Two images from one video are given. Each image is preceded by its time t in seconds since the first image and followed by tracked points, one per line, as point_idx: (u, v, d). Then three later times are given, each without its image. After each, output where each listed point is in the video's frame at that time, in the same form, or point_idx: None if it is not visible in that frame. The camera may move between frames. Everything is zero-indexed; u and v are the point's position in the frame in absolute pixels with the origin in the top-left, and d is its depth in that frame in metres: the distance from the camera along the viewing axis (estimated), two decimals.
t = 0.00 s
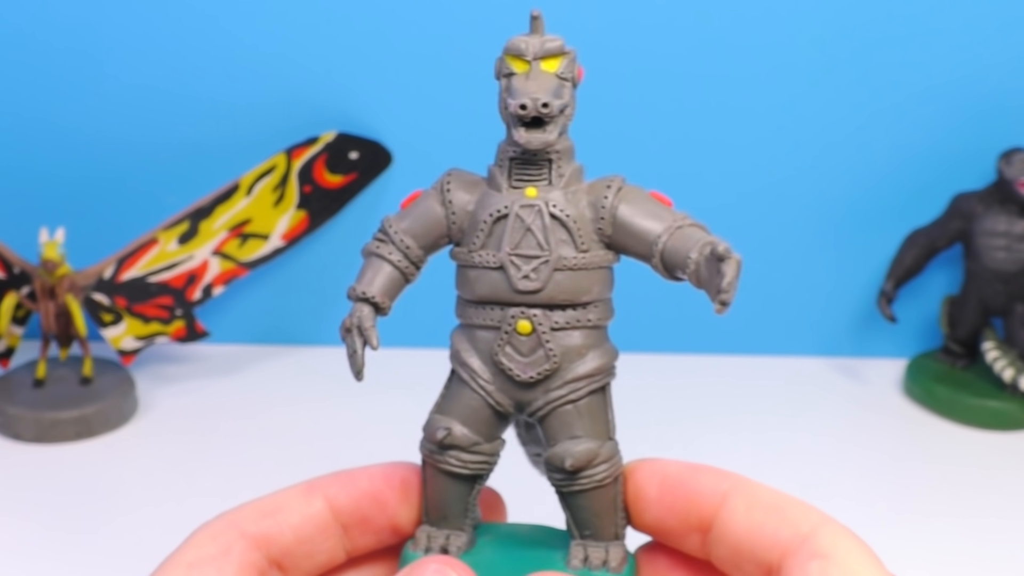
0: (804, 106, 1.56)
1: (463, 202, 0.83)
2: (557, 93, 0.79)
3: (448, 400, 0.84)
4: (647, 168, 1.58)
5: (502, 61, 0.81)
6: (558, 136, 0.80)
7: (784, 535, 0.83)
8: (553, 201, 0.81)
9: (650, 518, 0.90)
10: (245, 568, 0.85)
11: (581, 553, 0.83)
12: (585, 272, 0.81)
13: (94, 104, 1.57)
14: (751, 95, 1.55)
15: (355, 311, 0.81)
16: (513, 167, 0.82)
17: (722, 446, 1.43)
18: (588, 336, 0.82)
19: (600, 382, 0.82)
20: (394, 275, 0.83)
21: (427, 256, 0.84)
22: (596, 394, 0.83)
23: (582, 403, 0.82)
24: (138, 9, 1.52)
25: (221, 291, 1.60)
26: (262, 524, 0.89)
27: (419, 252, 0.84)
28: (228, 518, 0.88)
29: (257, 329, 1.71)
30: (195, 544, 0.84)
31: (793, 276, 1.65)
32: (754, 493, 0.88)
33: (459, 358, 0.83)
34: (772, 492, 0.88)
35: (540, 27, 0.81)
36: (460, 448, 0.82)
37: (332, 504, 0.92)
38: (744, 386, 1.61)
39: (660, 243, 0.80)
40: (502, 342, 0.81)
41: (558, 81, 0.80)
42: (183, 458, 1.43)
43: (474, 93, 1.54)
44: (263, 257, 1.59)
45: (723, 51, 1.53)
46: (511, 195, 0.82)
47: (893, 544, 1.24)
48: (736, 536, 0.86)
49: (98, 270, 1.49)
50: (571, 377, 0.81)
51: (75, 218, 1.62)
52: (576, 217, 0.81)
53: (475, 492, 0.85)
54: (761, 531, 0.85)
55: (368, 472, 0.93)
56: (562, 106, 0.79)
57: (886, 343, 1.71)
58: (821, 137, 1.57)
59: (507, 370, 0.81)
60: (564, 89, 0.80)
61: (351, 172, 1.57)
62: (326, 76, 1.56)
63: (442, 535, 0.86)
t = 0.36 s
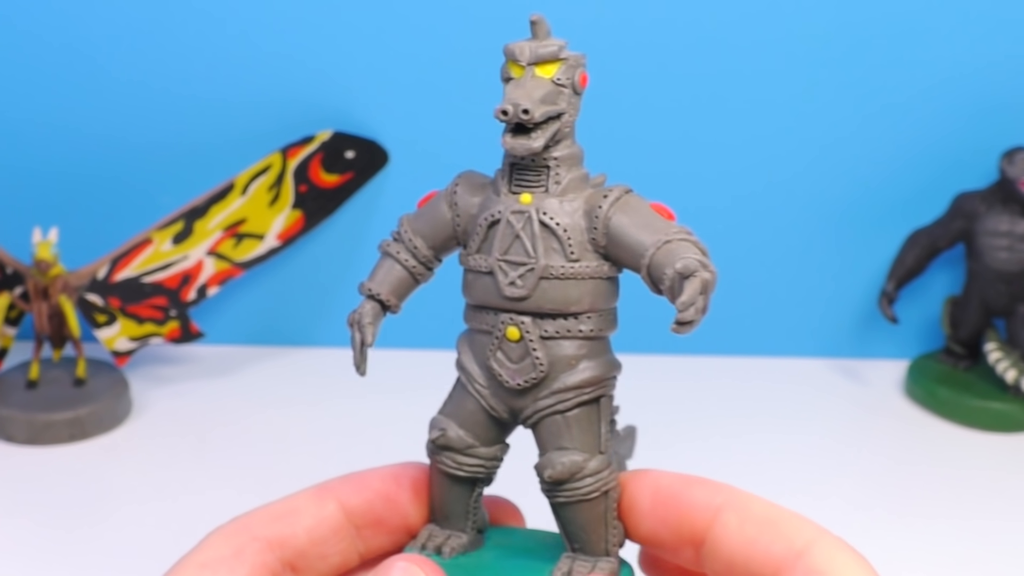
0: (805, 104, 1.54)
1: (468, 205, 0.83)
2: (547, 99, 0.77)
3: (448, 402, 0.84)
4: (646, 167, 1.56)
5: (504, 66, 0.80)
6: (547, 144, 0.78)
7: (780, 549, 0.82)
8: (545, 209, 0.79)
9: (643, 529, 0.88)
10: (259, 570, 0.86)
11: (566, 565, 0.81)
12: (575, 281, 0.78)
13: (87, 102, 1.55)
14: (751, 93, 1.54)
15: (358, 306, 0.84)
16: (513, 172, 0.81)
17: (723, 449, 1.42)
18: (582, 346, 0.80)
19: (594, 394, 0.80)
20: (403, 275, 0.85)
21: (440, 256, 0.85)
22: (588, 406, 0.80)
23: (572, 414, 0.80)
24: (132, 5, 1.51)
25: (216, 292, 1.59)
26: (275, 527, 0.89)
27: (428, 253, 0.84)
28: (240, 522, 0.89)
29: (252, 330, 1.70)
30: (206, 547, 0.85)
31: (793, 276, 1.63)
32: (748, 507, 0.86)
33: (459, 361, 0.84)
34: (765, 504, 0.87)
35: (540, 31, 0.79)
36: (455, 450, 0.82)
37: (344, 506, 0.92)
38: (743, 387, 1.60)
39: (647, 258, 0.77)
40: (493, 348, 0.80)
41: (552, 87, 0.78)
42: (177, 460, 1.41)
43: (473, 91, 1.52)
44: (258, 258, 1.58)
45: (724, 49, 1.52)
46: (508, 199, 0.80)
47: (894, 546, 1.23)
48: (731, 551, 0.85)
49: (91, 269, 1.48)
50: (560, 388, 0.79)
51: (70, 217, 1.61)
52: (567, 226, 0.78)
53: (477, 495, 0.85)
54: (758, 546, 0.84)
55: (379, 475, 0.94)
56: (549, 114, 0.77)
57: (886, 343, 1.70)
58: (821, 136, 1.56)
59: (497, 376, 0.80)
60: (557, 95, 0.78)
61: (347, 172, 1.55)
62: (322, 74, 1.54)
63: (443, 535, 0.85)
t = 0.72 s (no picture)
0: (806, 102, 1.53)
1: (462, 201, 0.84)
2: (518, 97, 0.76)
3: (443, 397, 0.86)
4: (646, 167, 1.55)
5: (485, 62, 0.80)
6: (513, 142, 0.77)
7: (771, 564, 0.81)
8: (517, 209, 0.79)
9: (630, 555, 0.86)
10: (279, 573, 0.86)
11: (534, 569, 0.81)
12: (542, 283, 0.78)
13: (82, 100, 1.54)
14: (752, 91, 1.52)
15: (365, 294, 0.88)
16: (498, 169, 0.81)
17: (723, 451, 1.41)
18: (555, 349, 0.79)
19: (566, 398, 0.79)
20: (408, 267, 0.88)
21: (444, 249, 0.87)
22: (562, 408, 0.80)
23: (542, 416, 0.80)
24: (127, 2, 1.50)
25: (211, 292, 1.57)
26: (293, 530, 0.89)
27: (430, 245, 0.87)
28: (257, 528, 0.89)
29: (247, 331, 1.68)
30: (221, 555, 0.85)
31: (793, 277, 1.62)
32: (733, 523, 0.85)
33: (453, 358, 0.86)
34: (752, 517, 0.85)
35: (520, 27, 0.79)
36: (445, 443, 0.85)
37: (358, 504, 0.93)
38: (744, 389, 1.58)
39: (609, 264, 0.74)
40: (473, 345, 0.82)
41: (524, 85, 0.77)
42: (172, 460, 1.40)
43: (471, 89, 1.50)
44: (254, 258, 1.56)
45: (725, 47, 1.50)
46: (490, 197, 0.81)
47: (898, 549, 1.22)
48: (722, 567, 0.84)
49: (85, 270, 1.46)
50: (529, 390, 0.79)
51: (64, 217, 1.59)
52: (536, 227, 0.78)
53: (474, 490, 0.88)
54: (749, 561, 0.83)
55: (390, 472, 0.94)
56: (516, 112, 0.76)
57: (887, 345, 1.68)
58: (822, 134, 1.55)
59: (475, 374, 0.82)
60: (529, 93, 0.77)
61: (343, 171, 1.54)
62: (319, 73, 1.53)
63: (440, 527, 0.89)
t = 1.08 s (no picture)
0: (807, 101, 1.52)
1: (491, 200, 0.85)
2: (538, 86, 0.79)
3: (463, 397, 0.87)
4: (645, 166, 1.54)
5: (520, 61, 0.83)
6: (530, 131, 0.79)
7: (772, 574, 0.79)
8: (532, 199, 0.80)
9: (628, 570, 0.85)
10: None
11: (515, 568, 0.78)
12: (544, 272, 0.77)
13: (76, 98, 1.52)
14: (752, 90, 1.51)
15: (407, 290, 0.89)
16: (525, 164, 0.83)
17: (723, 452, 1.39)
18: (557, 340, 0.78)
19: (562, 391, 0.78)
20: (447, 267, 0.88)
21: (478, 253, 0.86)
22: (562, 401, 0.78)
23: (539, 407, 0.79)
24: None
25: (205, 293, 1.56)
26: (314, 534, 0.90)
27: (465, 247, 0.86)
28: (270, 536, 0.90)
29: (241, 334, 1.67)
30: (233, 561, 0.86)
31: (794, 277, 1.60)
32: (732, 532, 0.83)
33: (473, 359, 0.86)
34: (749, 527, 0.83)
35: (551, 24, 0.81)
36: (455, 438, 0.85)
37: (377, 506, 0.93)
38: (743, 390, 1.57)
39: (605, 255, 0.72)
40: (484, 338, 0.82)
41: (546, 77, 0.79)
42: (166, 462, 1.38)
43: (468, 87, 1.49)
44: (249, 258, 1.55)
45: (724, 45, 1.49)
46: (512, 190, 0.83)
47: (899, 553, 1.20)
48: None
49: (79, 270, 1.45)
50: (527, 380, 0.78)
51: (58, 218, 1.58)
52: (547, 215, 0.78)
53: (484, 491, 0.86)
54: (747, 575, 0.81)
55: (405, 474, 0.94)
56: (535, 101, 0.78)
57: (889, 346, 1.67)
58: (823, 133, 1.53)
59: (483, 366, 0.82)
60: (551, 85, 0.79)
61: (339, 171, 1.53)
62: (315, 71, 1.51)
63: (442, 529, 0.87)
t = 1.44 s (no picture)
0: (808, 100, 1.50)
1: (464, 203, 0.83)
2: (493, 89, 0.76)
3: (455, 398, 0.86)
4: (644, 165, 1.52)
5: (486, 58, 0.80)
6: (490, 133, 0.77)
7: None
8: (494, 204, 0.77)
9: None
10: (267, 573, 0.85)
11: None
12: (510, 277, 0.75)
13: (68, 98, 1.51)
14: (752, 88, 1.49)
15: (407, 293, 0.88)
16: (495, 165, 0.80)
17: (722, 454, 1.38)
18: (524, 348, 0.76)
19: (529, 399, 0.76)
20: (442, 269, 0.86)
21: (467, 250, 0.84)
22: (533, 409, 0.77)
23: (509, 416, 0.77)
24: None
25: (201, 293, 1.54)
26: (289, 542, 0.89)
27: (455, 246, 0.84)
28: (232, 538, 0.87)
29: (237, 335, 1.66)
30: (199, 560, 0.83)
31: (793, 276, 1.59)
32: (724, 541, 0.83)
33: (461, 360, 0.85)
34: (739, 537, 0.83)
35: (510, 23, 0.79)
36: (451, 443, 0.84)
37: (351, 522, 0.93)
38: (743, 390, 1.56)
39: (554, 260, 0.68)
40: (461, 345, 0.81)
41: (502, 78, 0.77)
42: (160, 464, 1.37)
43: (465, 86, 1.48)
44: (244, 258, 1.54)
45: (724, 45, 1.48)
46: (481, 192, 0.80)
47: (901, 556, 1.19)
48: None
49: (72, 270, 1.44)
50: (499, 388, 0.77)
51: (51, 217, 1.56)
52: (508, 222, 0.76)
53: (483, 495, 0.85)
54: None
55: (386, 504, 0.94)
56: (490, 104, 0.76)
57: (889, 347, 1.66)
58: (823, 133, 1.52)
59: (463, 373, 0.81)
60: (508, 86, 0.77)
61: (335, 170, 1.51)
62: (310, 69, 1.50)
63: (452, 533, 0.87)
